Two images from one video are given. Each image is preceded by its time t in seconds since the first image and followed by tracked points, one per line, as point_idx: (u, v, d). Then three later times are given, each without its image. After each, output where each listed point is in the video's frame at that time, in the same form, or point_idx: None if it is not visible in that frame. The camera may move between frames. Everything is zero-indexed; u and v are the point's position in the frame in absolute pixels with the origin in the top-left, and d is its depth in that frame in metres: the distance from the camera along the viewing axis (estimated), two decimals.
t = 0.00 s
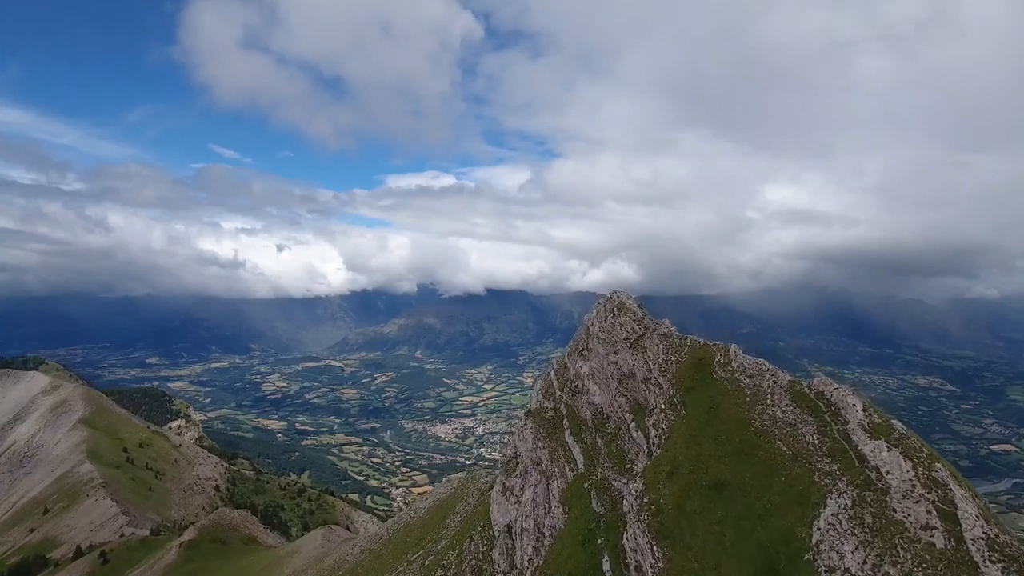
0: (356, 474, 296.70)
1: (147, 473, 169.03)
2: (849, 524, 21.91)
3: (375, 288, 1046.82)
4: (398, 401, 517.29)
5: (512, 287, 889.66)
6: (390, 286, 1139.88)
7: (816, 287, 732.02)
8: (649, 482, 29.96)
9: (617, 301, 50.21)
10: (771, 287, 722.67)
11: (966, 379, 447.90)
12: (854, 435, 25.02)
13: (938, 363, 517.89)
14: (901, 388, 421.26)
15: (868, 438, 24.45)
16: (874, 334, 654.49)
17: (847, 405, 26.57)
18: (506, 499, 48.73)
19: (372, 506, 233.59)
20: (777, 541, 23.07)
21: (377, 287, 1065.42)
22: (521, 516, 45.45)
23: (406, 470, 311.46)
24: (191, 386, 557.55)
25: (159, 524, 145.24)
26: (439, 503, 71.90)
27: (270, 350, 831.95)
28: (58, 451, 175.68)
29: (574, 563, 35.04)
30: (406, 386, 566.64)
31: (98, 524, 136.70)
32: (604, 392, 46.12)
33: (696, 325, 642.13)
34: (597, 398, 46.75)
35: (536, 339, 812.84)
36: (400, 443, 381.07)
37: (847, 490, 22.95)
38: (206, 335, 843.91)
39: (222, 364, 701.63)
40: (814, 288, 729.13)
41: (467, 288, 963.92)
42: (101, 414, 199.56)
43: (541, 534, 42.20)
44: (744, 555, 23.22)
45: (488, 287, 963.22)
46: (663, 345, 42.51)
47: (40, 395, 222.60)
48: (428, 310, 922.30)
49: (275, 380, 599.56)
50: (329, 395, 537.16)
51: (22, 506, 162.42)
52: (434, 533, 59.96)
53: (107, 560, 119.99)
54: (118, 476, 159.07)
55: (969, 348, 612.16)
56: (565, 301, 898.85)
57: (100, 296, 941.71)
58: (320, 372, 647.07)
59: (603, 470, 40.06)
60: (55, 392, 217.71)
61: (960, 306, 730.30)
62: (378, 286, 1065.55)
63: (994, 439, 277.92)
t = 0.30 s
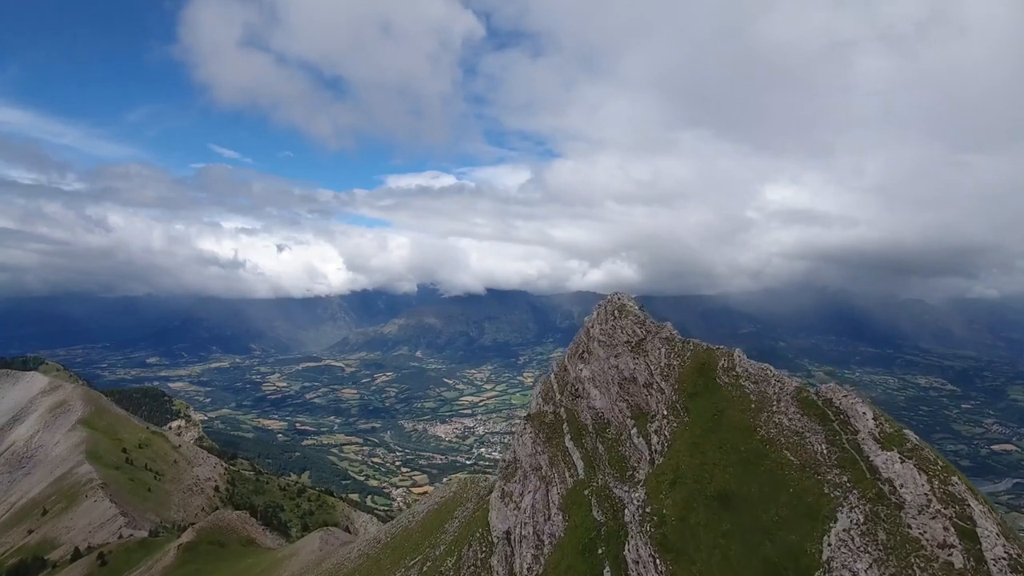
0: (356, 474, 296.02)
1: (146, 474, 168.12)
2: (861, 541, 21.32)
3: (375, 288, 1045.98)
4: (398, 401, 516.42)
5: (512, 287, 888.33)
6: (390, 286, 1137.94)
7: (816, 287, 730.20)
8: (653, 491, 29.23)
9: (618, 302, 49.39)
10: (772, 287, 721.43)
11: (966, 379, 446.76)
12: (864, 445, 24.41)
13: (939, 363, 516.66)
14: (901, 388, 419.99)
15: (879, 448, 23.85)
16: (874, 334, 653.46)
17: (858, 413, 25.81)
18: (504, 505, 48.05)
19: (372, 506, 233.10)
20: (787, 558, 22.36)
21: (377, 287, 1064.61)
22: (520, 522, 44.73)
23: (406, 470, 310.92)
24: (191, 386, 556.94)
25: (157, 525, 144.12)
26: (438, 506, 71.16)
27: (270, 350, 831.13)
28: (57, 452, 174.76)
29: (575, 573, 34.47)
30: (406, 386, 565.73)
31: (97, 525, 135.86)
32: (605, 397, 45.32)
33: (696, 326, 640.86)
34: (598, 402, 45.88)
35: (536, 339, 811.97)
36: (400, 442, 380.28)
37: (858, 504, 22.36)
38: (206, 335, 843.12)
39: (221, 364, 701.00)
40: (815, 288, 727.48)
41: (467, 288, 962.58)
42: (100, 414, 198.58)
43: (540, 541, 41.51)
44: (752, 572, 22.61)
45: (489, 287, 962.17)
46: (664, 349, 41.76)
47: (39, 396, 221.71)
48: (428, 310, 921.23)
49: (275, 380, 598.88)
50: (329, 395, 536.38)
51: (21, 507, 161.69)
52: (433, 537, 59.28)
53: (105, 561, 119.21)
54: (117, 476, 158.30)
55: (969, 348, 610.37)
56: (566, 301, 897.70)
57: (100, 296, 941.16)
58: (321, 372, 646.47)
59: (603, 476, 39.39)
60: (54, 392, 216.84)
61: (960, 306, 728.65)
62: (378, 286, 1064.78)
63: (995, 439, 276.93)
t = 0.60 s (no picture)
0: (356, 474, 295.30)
1: (146, 474, 167.34)
2: (875, 554, 20.75)
3: (376, 288, 1045.23)
4: (399, 401, 515.62)
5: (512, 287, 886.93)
6: (390, 286, 1136.75)
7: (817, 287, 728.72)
8: (654, 498, 28.60)
9: (619, 304, 48.70)
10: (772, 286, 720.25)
11: (967, 379, 445.44)
12: (874, 454, 23.86)
13: (939, 363, 515.46)
14: (901, 388, 418.89)
15: (889, 458, 23.33)
16: (875, 334, 652.32)
17: (867, 421, 25.26)
18: (503, 510, 47.26)
19: (372, 506, 232.34)
20: (794, 570, 21.76)
21: (378, 287, 1064.06)
22: (519, 528, 44.05)
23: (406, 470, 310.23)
24: (191, 386, 555.98)
25: (156, 527, 143.14)
26: (436, 510, 70.27)
27: (270, 350, 830.34)
28: (56, 453, 173.95)
29: None
30: (406, 386, 564.92)
31: (95, 526, 134.97)
32: (606, 400, 44.53)
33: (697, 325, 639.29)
34: (598, 406, 45.16)
35: (536, 339, 810.99)
36: (400, 442, 379.40)
37: (869, 516, 21.81)
38: (206, 335, 842.51)
39: (222, 364, 700.37)
40: (815, 288, 726.11)
41: (467, 288, 961.21)
42: (99, 415, 197.58)
43: (539, 548, 40.78)
44: None
45: (489, 287, 961.21)
46: (667, 351, 41.01)
47: (38, 396, 220.85)
48: (428, 310, 919.62)
49: (275, 380, 598.08)
50: (329, 395, 535.57)
51: (19, 508, 160.87)
52: (431, 542, 58.44)
53: (103, 563, 118.31)
54: (116, 477, 157.68)
55: (969, 348, 609.13)
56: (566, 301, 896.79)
57: (100, 297, 940.45)
58: (321, 372, 645.33)
59: (604, 483, 38.62)
60: (54, 393, 216.11)
61: (961, 306, 727.13)
62: (378, 286, 1064.27)
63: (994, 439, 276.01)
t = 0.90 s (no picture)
0: (356, 474, 294.60)
1: (145, 475, 166.61)
2: (886, 568, 19.91)
3: (376, 288, 1043.84)
4: (399, 401, 514.55)
5: (512, 287, 885.37)
6: (390, 286, 1134.96)
7: (817, 287, 726.81)
8: (656, 506, 27.80)
9: (620, 305, 47.86)
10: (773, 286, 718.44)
11: (968, 379, 443.90)
12: (884, 462, 23.09)
13: (940, 363, 513.95)
14: (902, 388, 417.28)
15: (900, 466, 22.60)
16: (875, 334, 650.70)
17: (877, 427, 24.39)
18: (502, 515, 46.44)
19: (372, 506, 231.73)
20: None
21: (378, 287, 1063.12)
22: (518, 533, 43.20)
23: (407, 470, 309.46)
24: (191, 386, 555.39)
25: (155, 528, 142.37)
26: (435, 514, 69.40)
27: (270, 350, 829.55)
28: (55, 453, 173.18)
29: None
30: (406, 386, 563.74)
31: (94, 528, 134.16)
32: (606, 403, 43.69)
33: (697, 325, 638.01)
34: (599, 409, 44.31)
35: (537, 339, 809.72)
36: (401, 442, 378.55)
37: (880, 528, 21.04)
38: (207, 335, 842.03)
39: (222, 364, 699.77)
40: (815, 287, 724.11)
41: (468, 288, 959.10)
42: (99, 416, 196.72)
43: (539, 555, 39.97)
44: None
45: (489, 287, 959.97)
46: (669, 355, 40.07)
47: (37, 397, 219.80)
48: (428, 310, 918.43)
49: (275, 380, 597.27)
50: (329, 395, 534.70)
51: (18, 509, 159.98)
52: (428, 547, 57.50)
53: (101, 565, 117.94)
54: (116, 478, 156.99)
55: (969, 348, 607.30)
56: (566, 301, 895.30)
57: (101, 297, 939.98)
58: (321, 371, 644.53)
59: (604, 489, 37.74)
60: (53, 393, 215.14)
61: (961, 306, 725.00)
62: (379, 286, 1063.50)
63: (994, 439, 274.92)
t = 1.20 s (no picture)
0: (356, 474, 293.98)
1: (144, 475, 165.77)
2: None
3: (376, 288, 1043.88)
4: (399, 401, 514.02)
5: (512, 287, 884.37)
6: (390, 286, 1133.54)
7: (817, 287, 725.40)
8: (659, 515, 27.26)
9: (621, 307, 47.11)
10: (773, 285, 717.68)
11: (968, 379, 443.08)
12: (895, 472, 22.60)
13: (940, 363, 513.13)
14: (902, 388, 416.24)
15: (913, 476, 22.01)
16: (876, 334, 649.97)
17: (889, 437, 23.88)
18: (501, 520, 45.80)
19: (372, 506, 231.33)
20: None
21: (379, 287, 1062.80)
22: (518, 540, 42.51)
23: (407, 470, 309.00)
24: (191, 386, 554.77)
25: (154, 529, 141.53)
26: (434, 517, 68.78)
27: (271, 350, 828.96)
28: (54, 454, 172.46)
29: None
30: (406, 386, 563.24)
31: (92, 529, 133.34)
32: (607, 406, 42.96)
33: (698, 325, 637.40)
34: (599, 413, 43.56)
35: (537, 339, 809.35)
36: (400, 442, 378.01)
37: (893, 541, 20.52)
38: (207, 335, 841.23)
39: (222, 364, 699.29)
40: (816, 287, 722.80)
41: (468, 288, 958.29)
42: (98, 416, 195.87)
43: (539, 560, 39.27)
44: None
45: (490, 287, 959.05)
46: (671, 358, 39.30)
47: (37, 397, 218.98)
48: (428, 310, 917.55)
49: (275, 380, 596.72)
50: (329, 395, 534.04)
51: (17, 509, 159.12)
52: (426, 551, 56.82)
53: (99, 566, 117.07)
54: (115, 478, 156.16)
55: (969, 348, 606.75)
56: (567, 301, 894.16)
57: (102, 296, 939.88)
58: (321, 371, 644.05)
59: (605, 494, 37.07)
60: (52, 393, 214.34)
61: (961, 306, 724.11)
62: (379, 286, 1063.14)
63: (995, 439, 274.09)
